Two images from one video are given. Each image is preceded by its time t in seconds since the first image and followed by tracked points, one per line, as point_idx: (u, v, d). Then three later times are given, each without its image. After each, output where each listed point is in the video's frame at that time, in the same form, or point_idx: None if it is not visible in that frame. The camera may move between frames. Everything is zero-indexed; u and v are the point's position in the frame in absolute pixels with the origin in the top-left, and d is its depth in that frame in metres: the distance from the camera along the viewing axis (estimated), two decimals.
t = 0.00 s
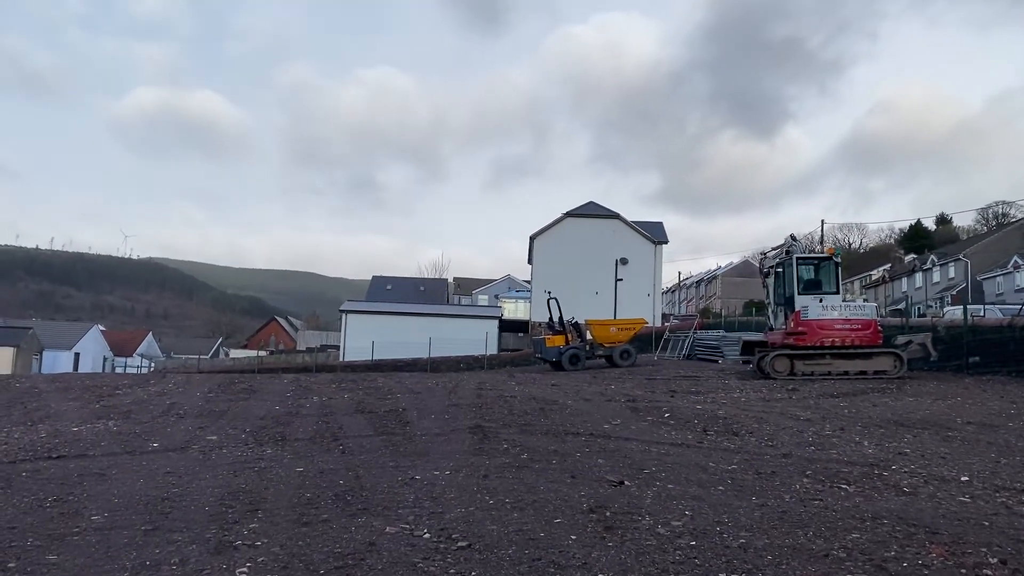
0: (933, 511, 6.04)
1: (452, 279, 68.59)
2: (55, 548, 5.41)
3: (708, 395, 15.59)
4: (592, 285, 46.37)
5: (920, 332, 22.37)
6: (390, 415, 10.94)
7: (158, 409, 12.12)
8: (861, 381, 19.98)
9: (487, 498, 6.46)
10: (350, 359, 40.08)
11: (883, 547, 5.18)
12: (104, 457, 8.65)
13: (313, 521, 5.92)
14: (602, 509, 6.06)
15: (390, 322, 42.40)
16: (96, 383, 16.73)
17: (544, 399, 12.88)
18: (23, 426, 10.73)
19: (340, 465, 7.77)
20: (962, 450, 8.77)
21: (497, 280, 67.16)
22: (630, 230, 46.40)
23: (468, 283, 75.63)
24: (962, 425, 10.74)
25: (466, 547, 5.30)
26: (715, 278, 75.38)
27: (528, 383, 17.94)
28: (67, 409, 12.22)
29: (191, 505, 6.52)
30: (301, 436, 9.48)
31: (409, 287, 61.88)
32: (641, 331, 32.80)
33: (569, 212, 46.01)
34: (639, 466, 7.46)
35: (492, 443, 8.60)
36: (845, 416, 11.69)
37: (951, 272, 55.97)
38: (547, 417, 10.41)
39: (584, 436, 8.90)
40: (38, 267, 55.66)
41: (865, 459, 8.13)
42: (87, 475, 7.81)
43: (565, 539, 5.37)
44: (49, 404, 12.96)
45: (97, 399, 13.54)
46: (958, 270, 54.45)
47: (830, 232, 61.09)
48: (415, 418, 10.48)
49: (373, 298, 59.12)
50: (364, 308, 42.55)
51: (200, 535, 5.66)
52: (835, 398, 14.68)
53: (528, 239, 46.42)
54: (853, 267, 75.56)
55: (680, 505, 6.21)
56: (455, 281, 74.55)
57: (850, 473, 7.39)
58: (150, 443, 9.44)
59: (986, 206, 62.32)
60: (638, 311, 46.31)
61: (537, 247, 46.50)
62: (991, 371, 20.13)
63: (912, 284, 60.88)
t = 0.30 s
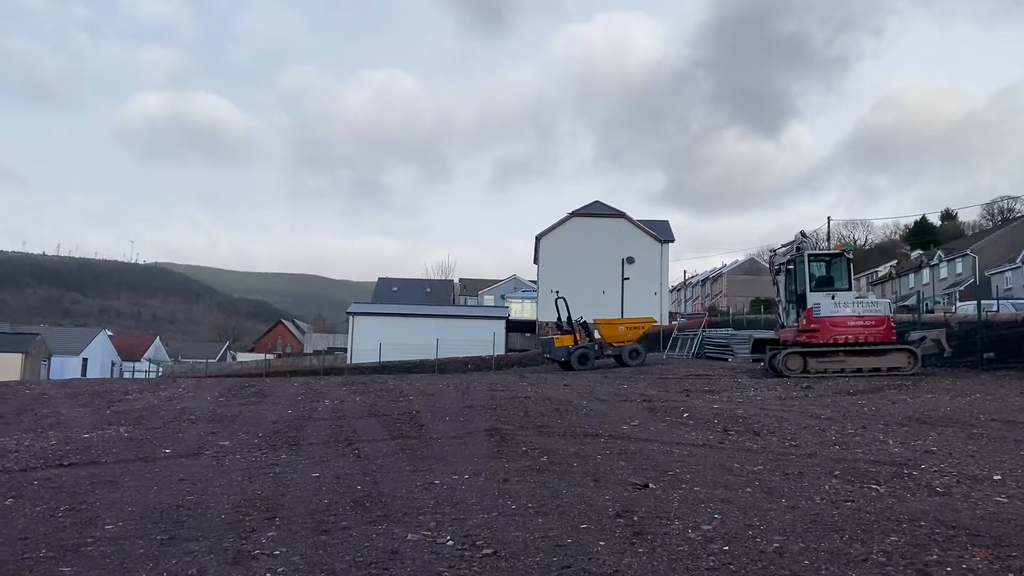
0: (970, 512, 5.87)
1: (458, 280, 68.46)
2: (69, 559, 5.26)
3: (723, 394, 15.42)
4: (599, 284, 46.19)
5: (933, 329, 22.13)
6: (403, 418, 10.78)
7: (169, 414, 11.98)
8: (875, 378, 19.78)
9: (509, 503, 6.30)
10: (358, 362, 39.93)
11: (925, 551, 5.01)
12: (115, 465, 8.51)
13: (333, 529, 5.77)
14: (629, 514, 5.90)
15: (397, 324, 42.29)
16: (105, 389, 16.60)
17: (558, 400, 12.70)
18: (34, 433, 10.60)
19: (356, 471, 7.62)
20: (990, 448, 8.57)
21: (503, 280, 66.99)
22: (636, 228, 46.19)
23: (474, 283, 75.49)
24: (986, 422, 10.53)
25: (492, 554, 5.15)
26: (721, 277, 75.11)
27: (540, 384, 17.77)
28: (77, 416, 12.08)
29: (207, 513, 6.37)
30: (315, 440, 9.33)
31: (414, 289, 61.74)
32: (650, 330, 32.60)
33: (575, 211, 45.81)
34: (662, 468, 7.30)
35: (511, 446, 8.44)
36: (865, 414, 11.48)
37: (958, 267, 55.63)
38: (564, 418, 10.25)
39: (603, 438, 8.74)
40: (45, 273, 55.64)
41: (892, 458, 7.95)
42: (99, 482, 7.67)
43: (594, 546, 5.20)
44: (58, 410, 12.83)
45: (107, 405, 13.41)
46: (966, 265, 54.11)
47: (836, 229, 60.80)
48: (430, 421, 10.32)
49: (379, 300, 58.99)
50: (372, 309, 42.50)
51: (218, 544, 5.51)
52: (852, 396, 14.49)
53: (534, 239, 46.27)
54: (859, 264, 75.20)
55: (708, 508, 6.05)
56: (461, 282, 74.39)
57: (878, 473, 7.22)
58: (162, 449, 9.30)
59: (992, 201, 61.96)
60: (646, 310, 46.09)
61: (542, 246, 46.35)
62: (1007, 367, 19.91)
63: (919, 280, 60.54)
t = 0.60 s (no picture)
0: (1017, 519, 5.65)
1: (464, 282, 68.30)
2: None
3: (740, 395, 15.22)
4: (606, 284, 45.94)
5: (949, 326, 21.87)
6: (420, 423, 10.61)
7: (182, 422, 11.82)
8: (891, 377, 19.54)
9: (538, 513, 6.12)
10: (366, 365, 39.81)
11: (976, 561, 4.81)
12: (131, 475, 8.37)
13: (358, 542, 5.59)
14: (664, 523, 5.72)
15: (404, 326, 42.12)
16: (115, 396, 16.46)
17: (575, 403, 12.51)
18: (46, 444, 10.45)
19: (377, 480, 7.45)
20: None
21: (509, 282, 66.81)
22: (643, 228, 45.94)
23: (480, 285, 75.28)
24: (1015, 422, 10.28)
25: (525, 568, 4.97)
26: (727, 276, 74.78)
27: (554, 387, 17.58)
28: (89, 425, 11.94)
29: (227, 526, 6.20)
30: (332, 448, 9.16)
31: (421, 291, 61.57)
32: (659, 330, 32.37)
33: (581, 211, 45.62)
34: (692, 475, 7.12)
35: (533, 452, 8.26)
36: (889, 414, 11.26)
37: (967, 264, 55.22)
38: (585, 422, 10.07)
39: (627, 443, 8.57)
40: (52, 279, 55.65)
41: (926, 460, 7.72)
42: (114, 494, 7.52)
43: (630, 559, 5.02)
44: (69, 419, 12.68)
45: (119, 413, 13.26)
46: (975, 261, 53.71)
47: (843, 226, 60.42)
48: (447, 427, 10.14)
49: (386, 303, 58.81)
50: (378, 312, 42.33)
51: (241, 560, 5.35)
52: (872, 396, 14.26)
53: (541, 239, 46.07)
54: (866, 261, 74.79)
55: (745, 517, 5.86)
56: (467, 283, 74.20)
57: (915, 477, 7.00)
58: (177, 458, 9.15)
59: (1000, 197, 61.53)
60: (654, 310, 45.82)
61: (549, 247, 46.17)
62: None
63: (928, 277, 60.13)
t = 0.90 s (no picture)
0: None
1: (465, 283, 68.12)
2: None
3: (749, 395, 15.05)
4: (608, 284, 45.78)
5: (958, 324, 21.68)
6: (427, 426, 10.45)
7: (186, 427, 11.66)
8: (900, 375, 19.38)
9: (554, 519, 5.97)
10: (369, 367, 39.64)
11: (1011, 567, 4.66)
12: (135, 482, 8.22)
13: (370, 551, 5.44)
14: (685, 529, 5.57)
15: (406, 328, 41.93)
16: (118, 401, 16.34)
17: (584, 405, 12.34)
18: (49, 450, 10.29)
19: (387, 485, 7.30)
20: None
21: (511, 283, 66.64)
22: (645, 227, 45.79)
23: (481, 286, 75.12)
24: None
25: None
26: (729, 275, 74.59)
27: (560, 388, 17.41)
28: (92, 431, 11.76)
29: (235, 534, 6.06)
30: (340, 452, 9.01)
31: (422, 293, 61.40)
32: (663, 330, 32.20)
33: (583, 211, 45.48)
34: (709, 478, 6.97)
35: (545, 455, 8.11)
36: (904, 413, 11.08)
37: (970, 261, 54.96)
38: (595, 424, 9.91)
39: (640, 446, 8.41)
40: (53, 283, 55.55)
41: (948, 461, 7.55)
42: (119, 502, 7.36)
43: (652, 566, 4.88)
44: (71, 424, 12.53)
45: (122, 418, 13.10)
46: (979, 259, 53.45)
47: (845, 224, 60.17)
48: (456, 430, 9.98)
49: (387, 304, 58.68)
50: (380, 314, 42.15)
51: (251, 570, 5.20)
52: (883, 395, 14.09)
53: (543, 239, 45.93)
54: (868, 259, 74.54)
55: (767, 521, 5.71)
56: (468, 285, 74.05)
57: (937, 478, 6.84)
58: (181, 465, 8.99)
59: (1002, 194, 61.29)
60: (656, 310, 45.64)
61: (551, 247, 46.02)
62: None
63: (930, 275, 59.88)
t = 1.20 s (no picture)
0: None
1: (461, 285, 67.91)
2: None
3: (751, 396, 14.86)
4: (605, 285, 45.63)
5: (959, 323, 21.53)
6: (426, 429, 10.22)
7: (180, 430, 11.41)
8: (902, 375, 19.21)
9: (562, 525, 5.74)
10: (365, 369, 39.37)
11: None
12: (126, 488, 7.97)
13: (371, 560, 5.21)
14: (698, 535, 5.34)
15: (402, 330, 41.67)
16: (112, 404, 16.10)
17: (585, 406, 12.11)
18: (39, 454, 10.05)
19: (387, 490, 7.08)
20: None
21: (507, 284, 66.44)
22: (641, 228, 45.64)
23: (477, 287, 74.90)
24: None
25: None
26: (724, 276, 74.52)
27: (560, 390, 17.20)
28: (84, 435, 11.50)
29: (230, 543, 5.82)
30: (337, 455, 8.78)
31: (418, 295, 61.16)
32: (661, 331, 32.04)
33: (579, 212, 45.30)
34: (720, 482, 6.76)
35: (549, 458, 7.90)
36: (911, 414, 10.88)
37: (966, 261, 54.93)
38: (598, 426, 9.69)
39: (646, 448, 8.21)
40: (47, 286, 55.19)
41: (965, 462, 7.34)
42: (110, 509, 7.11)
43: (667, 575, 4.66)
44: (63, 428, 12.28)
45: (115, 422, 12.83)
46: (974, 259, 53.42)
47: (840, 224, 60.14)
48: (456, 432, 9.76)
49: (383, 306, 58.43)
50: (376, 316, 41.88)
51: None
52: (887, 394, 13.91)
53: (539, 240, 45.73)
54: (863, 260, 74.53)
55: (782, 526, 5.50)
56: (464, 286, 73.86)
57: (955, 480, 6.63)
58: (175, 469, 8.75)
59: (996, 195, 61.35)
60: (653, 310, 45.52)
61: (547, 248, 45.81)
62: None
63: (926, 275, 59.88)
